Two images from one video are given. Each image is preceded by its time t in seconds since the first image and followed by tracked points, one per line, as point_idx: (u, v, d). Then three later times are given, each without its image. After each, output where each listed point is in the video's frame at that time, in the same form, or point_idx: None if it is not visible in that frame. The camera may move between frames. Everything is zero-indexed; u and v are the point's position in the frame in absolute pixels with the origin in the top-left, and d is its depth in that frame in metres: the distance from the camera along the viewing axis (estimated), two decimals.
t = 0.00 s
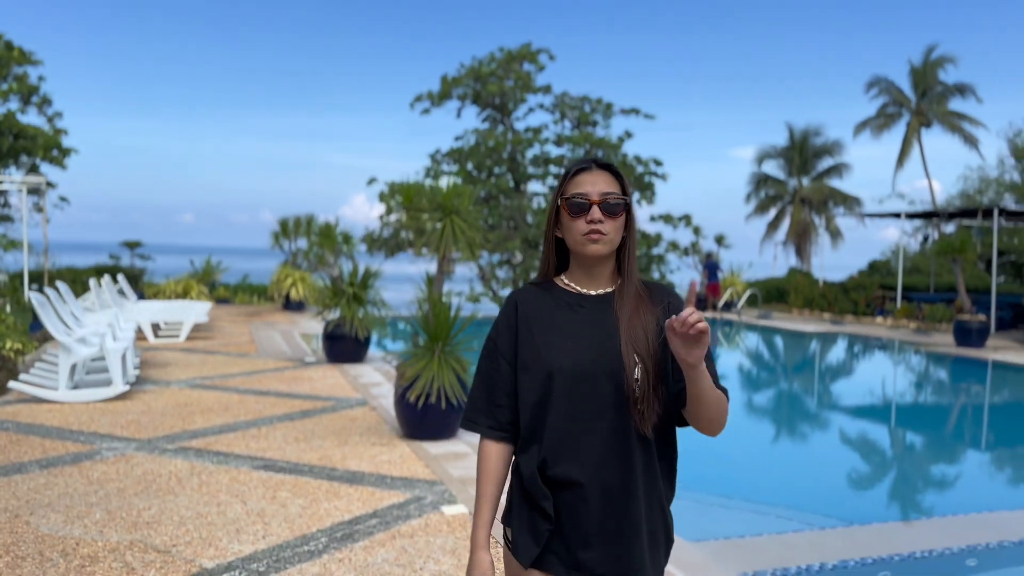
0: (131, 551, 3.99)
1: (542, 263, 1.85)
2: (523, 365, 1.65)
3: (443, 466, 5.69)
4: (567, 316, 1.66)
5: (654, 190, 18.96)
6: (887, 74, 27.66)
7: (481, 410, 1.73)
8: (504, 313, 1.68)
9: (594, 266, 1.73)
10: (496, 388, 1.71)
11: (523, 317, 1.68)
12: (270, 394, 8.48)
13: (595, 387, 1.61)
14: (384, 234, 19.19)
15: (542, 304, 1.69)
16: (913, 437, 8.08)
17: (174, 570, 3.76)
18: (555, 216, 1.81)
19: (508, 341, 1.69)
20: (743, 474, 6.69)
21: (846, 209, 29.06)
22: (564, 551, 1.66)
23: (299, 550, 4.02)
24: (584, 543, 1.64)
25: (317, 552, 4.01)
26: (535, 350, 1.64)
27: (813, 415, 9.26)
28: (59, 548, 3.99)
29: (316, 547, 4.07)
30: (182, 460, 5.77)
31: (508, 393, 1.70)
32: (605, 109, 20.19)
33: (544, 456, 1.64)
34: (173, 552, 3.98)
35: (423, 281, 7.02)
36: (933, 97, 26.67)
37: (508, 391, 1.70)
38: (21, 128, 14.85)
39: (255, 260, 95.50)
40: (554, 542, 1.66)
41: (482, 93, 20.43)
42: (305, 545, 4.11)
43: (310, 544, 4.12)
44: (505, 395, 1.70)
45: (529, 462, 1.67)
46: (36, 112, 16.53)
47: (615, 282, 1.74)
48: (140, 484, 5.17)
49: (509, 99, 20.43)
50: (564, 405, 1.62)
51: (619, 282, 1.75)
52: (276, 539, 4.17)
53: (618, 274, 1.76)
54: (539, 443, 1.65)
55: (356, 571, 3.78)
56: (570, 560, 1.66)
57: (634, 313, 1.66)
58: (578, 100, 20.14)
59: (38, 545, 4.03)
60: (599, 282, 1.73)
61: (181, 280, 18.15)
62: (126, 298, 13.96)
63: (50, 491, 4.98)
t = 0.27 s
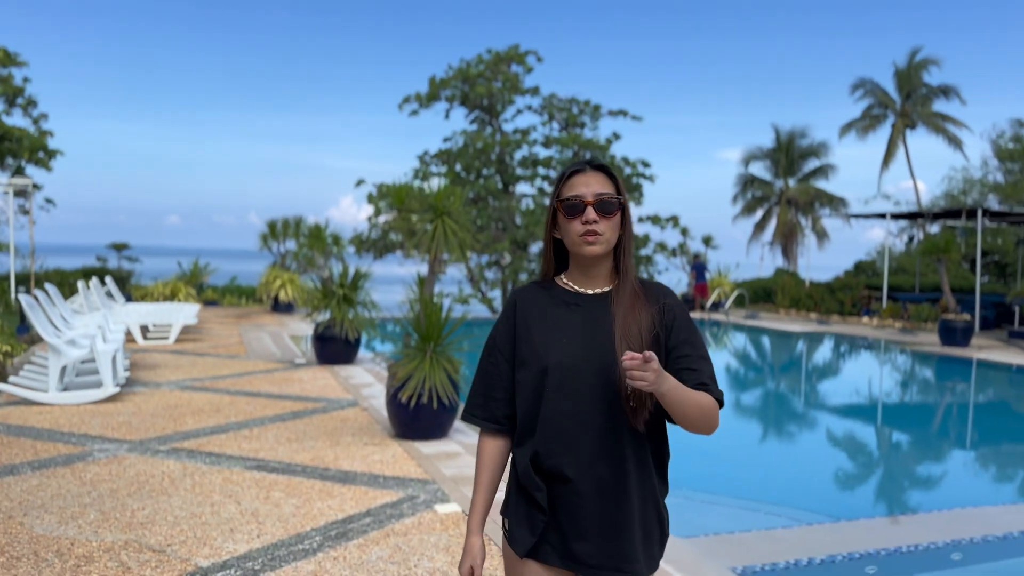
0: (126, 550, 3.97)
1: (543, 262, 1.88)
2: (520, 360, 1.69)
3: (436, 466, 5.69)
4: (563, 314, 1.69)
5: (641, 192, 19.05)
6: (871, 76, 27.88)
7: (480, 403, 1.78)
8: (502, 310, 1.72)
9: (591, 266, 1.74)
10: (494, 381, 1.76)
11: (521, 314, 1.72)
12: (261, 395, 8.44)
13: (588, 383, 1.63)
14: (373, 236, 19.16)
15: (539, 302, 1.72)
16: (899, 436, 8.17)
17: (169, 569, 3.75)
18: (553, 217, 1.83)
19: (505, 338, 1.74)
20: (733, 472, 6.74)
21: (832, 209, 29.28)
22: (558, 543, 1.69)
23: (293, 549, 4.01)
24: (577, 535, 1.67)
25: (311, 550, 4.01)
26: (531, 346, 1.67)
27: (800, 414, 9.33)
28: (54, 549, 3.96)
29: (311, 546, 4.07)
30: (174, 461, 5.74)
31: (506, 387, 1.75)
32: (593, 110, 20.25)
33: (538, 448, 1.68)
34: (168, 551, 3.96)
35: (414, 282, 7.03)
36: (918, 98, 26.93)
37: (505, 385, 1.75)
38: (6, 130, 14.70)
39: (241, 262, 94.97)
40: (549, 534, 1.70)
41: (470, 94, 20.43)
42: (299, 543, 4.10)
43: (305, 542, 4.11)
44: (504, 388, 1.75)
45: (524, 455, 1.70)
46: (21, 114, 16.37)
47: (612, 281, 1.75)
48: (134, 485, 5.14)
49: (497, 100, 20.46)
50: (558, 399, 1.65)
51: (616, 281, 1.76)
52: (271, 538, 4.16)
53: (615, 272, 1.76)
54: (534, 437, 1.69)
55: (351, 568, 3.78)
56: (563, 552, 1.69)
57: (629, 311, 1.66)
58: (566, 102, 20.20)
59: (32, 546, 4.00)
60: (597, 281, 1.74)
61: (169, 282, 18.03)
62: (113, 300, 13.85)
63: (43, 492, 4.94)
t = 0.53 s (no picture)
0: (116, 552, 3.94)
1: (539, 261, 1.88)
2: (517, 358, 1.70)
3: (425, 466, 5.69)
4: (558, 312, 1.70)
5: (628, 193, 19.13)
6: (856, 78, 28.11)
7: (478, 402, 1.78)
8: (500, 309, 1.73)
9: (584, 265, 1.75)
10: (493, 377, 1.76)
11: (517, 313, 1.73)
12: (249, 397, 8.40)
13: (584, 381, 1.64)
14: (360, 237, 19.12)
15: (535, 301, 1.73)
16: (884, 435, 8.25)
17: (160, 570, 3.73)
18: (548, 217, 1.84)
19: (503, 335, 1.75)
20: (721, 471, 6.78)
21: (817, 210, 29.50)
22: (552, 540, 1.69)
23: (284, 549, 4.00)
24: (570, 531, 1.68)
25: (302, 550, 3.99)
26: (528, 345, 1.68)
27: (786, 414, 9.40)
28: (43, 550, 3.92)
29: (302, 546, 4.05)
30: (163, 462, 5.70)
31: (504, 386, 1.76)
32: (580, 112, 20.31)
33: (532, 446, 1.69)
34: (158, 552, 3.94)
35: (403, 282, 7.02)
36: (901, 100, 27.19)
37: (503, 383, 1.75)
38: None
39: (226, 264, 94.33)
40: (543, 531, 1.70)
41: (457, 95, 20.41)
42: (290, 544, 4.09)
43: (295, 542, 4.09)
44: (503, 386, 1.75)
45: (519, 453, 1.71)
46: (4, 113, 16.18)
47: (607, 280, 1.76)
48: (123, 486, 5.10)
49: (485, 101, 20.48)
50: (554, 397, 1.65)
51: (611, 281, 1.76)
52: (262, 538, 4.15)
53: (610, 272, 1.76)
54: (531, 435, 1.69)
55: (342, 568, 3.77)
56: (557, 548, 1.69)
57: (623, 310, 1.67)
58: (553, 103, 20.24)
59: (21, 548, 3.96)
60: (589, 280, 1.75)
61: (154, 283, 17.89)
62: (99, 302, 13.72)
63: (31, 494, 4.89)
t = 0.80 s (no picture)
0: (100, 555, 3.90)
1: (530, 260, 1.88)
2: (507, 358, 1.71)
3: (412, 467, 5.67)
4: (547, 312, 1.70)
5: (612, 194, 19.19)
6: (837, 80, 28.38)
7: (467, 402, 1.78)
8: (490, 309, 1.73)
9: (574, 265, 1.76)
10: (482, 376, 1.76)
11: (506, 313, 1.74)
12: (233, 398, 8.34)
13: (574, 383, 1.65)
14: (344, 238, 19.04)
15: (524, 301, 1.73)
16: (865, 434, 8.34)
17: (145, 572, 3.69)
18: (538, 217, 1.85)
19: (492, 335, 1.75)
20: (705, 471, 6.83)
21: (799, 212, 29.76)
22: (543, 539, 1.70)
23: (270, 551, 3.98)
24: (561, 531, 1.68)
25: (289, 552, 3.97)
26: (516, 346, 1.69)
27: (768, 414, 9.48)
28: (25, 554, 3.87)
29: (288, 548, 4.03)
30: (146, 465, 5.65)
31: (494, 386, 1.76)
32: (564, 113, 20.36)
33: (522, 446, 1.69)
34: (143, 555, 3.90)
35: (389, 283, 6.99)
36: (882, 102, 27.50)
37: (492, 383, 1.75)
38: None
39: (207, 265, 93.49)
40: (533, 531, 1.71)
41: (441, 96, 20.38)
42: (276, 546, 4.07)
43: (281, 545, 4.07)
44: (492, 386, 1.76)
45: (508, 452, 1.72)
46: None
47: (596, 281, 1.77)
48: (106, 489, 5.05)
49: (469, 102, 20.47)
50: (544, 399, 1.66)
51: (600, 281, 1.77)
52: (247, 541, 4.12)
53: (599, 273, 1.78)
54: (520, 435, 1.70)
55: (329, 570, 3.75)
56: (547, 548, 1.70)
57: (613, 312, 1.68)
58: (537, 105, 20.28)
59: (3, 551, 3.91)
60: (579, 280, 1.76)
61: (135, 285, 17.71)
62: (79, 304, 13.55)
63: (12, 497, 4.82)
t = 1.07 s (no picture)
0: (85, 558, 3.86)
1: (518, 260, 1.88)
2: (495, 359, 1.70)
3: (399, 468, 5.66)
4: (536, 313, 1.70)
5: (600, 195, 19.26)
6: (822, 82, 28.58)
7: (456, 402, 1.77)
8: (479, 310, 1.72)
9: (563, 267, 1.76)
10: (470, 376, 1.76)
11: (494, 312, 1.73)
12: (219, 400, 8.29)
13: (562, 384, 1.65)
14: (331, 239, 18.96)
15: (512, 301, 1.74)
16: (850, 433, 8.41)
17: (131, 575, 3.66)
18: (527, 218, 1.85)
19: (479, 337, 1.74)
20: (691, 471, 6.85)
21: (784, 213, 29.96)
22: (532, 540, 1.70)
23: (257, 553, 3.95)
24: (549, 532, 1.69)
25: (276, 554, 3.95)
26: (505, 347, 1.68)
27: (753, 413, 9.54)
28: (9, 558, 3.83)
29: (275, 550, 4.01)
30: (132, 467, 5.60)
31: (482, 385, 1.76)
32: (551, 114, 20.40)
33: (511, 446, 1.69)
34: (128, 558, 3.86)
35: (376, 284, 6.96)
36: (866, 104, 27.73)
37: (481, 384, 1.75)
38: None
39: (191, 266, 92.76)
40: (522, 533, 1.71)
41: (428, 96, 20.36)
42: (263, 548, 4.04)
43: (268, 547, 4.05)
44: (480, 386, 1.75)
45: (497, 454, 1.72)
46: None
47: (584, 282, 1.77)
48: (90, 491, 5.00)
49: (456, 102, 20.45)
50: (533, 400, 1.66)
51: (588, 283, 1.78)
52: (234, 543, 4.10)
53: (587, 274, 1.79)
54: (510, 436, 1.70)
55: (316, 572, 3.74)
56: (536, 549, 1.70)
57: (601, 313, 1.70)
58: (524, 105, 20.30)
59: None
60: (568, 281, 1.76)
61: (120, 285, 17.56)
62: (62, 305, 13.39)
63: None
